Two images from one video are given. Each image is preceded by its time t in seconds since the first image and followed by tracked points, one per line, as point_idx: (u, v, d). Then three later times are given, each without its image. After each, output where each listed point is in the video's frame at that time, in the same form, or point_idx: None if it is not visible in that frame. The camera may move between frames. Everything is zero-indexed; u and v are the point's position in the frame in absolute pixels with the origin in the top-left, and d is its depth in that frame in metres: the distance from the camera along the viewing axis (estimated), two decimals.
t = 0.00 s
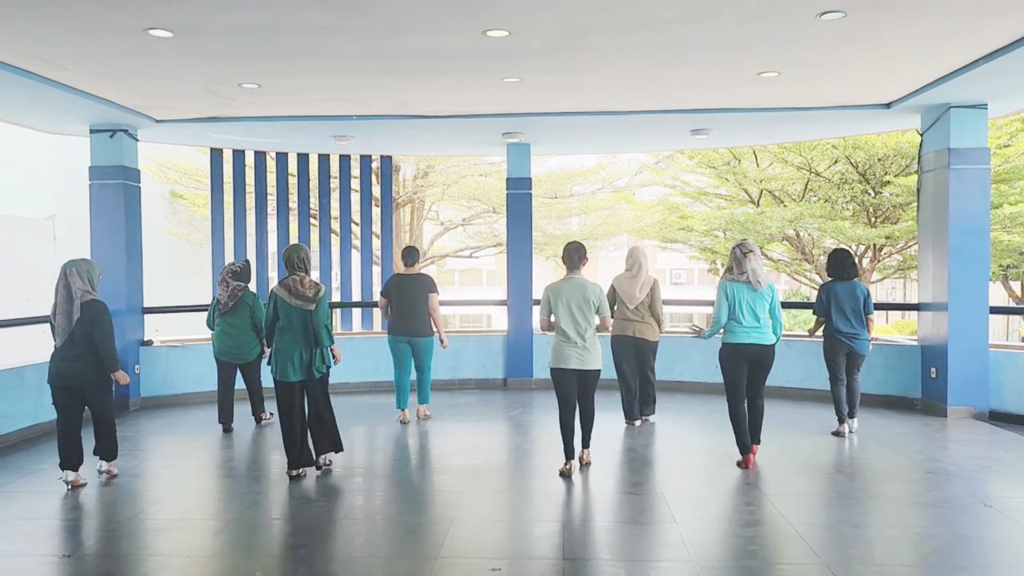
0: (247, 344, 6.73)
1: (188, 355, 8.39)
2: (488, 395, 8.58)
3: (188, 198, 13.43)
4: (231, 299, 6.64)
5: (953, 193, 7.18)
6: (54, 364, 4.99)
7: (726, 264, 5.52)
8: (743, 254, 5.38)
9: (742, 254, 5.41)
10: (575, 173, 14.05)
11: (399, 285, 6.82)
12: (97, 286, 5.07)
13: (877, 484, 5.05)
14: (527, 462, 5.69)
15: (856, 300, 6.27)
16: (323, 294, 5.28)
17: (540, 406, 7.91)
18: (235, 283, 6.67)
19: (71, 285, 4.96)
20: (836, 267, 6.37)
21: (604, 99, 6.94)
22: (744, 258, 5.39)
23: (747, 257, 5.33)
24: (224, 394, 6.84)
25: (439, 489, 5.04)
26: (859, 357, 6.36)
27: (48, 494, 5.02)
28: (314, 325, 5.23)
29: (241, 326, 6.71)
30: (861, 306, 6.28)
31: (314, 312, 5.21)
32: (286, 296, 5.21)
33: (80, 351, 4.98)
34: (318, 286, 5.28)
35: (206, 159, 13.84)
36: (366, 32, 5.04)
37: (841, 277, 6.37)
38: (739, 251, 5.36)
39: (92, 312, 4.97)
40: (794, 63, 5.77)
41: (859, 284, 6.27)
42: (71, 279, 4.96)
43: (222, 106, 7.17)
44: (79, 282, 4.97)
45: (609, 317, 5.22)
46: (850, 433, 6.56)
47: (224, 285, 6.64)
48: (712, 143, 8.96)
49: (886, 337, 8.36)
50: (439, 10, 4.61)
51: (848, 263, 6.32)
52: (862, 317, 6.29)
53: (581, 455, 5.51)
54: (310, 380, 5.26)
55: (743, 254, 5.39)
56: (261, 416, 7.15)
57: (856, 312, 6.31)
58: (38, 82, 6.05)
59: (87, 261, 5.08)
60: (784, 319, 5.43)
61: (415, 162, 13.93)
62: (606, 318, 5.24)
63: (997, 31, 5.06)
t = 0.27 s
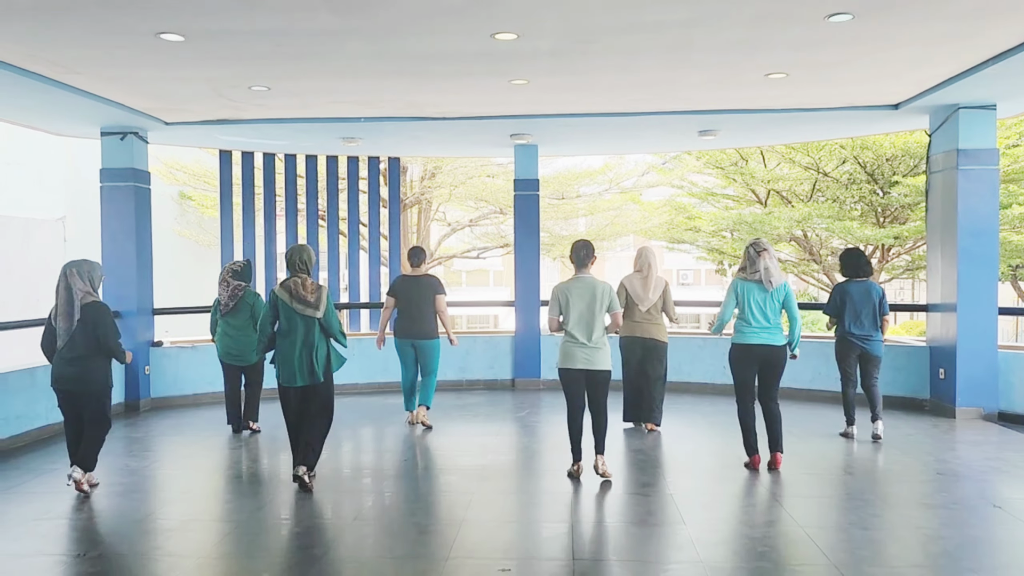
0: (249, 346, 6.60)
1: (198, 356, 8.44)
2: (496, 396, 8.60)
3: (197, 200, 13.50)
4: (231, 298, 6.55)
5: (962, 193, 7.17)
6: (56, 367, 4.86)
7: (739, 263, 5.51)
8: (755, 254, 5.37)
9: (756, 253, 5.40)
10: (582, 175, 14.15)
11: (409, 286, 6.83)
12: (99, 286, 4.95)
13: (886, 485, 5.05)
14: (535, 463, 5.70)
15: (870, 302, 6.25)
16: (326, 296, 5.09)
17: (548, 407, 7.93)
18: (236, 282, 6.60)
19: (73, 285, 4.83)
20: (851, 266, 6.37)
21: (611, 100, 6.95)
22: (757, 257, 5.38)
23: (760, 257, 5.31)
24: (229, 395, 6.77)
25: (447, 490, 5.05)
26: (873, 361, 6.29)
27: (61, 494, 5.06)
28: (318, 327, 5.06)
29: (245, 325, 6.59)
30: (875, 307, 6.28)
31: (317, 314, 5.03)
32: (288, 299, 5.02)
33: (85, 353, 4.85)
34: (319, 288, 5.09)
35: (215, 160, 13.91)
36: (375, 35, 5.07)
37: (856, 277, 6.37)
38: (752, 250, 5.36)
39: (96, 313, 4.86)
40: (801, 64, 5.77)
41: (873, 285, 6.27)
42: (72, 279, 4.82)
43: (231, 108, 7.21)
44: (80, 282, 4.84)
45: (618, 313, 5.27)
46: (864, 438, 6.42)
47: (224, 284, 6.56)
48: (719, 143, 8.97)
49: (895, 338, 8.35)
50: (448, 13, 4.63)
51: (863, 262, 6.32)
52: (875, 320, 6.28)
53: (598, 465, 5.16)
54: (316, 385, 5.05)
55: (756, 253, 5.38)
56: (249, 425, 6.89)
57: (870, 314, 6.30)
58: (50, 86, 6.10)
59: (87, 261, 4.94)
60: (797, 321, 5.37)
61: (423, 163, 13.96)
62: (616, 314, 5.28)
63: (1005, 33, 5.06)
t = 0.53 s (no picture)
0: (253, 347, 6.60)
1: (205, 355, 8.47)
2: (502, 395, 8.62)
3: (203, 199, 13.56)
4: (239, 296, 6.56)
5: (968, 192, 7.17)
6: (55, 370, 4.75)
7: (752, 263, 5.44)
8: (768, 254, 5.30)
9: (768, 254, 5.32)
10: (587, 173, 14.09)
11: (415, 286, 6.80)
12: (99, 288, 4.86)
13: (890, 484, 5.06)
14: (540, 461, 5.72)
15: (888, 303, 6.13)
16: (331, 298, 5.01)
17: (553, 406, 7.95)
18: (242, 281, 6.60)
19: (73, 286, 4.73)
20: (867, 266, 6.24)
21: (616, 100, 6.96)
22: (770, 258, 5.30)
23: (773, 258, 5.24)
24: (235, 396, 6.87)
25: (453, 489, 5.07)
26: (891, 363, 6.16)
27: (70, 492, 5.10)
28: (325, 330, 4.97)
29: (252, 322, 6.61)
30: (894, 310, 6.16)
31: (325, 316, 4.95)
32: (292, 301, 4.91)
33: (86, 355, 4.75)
34: (324, 289, 5.00)
35: (221, 160, 13.96)
36: (382, 37, 5.09)
37: (872, 278, 6.24)
38: (765, 251, 5.28)
39: (98, 314, 4.78)
40: (807, 64, 5.78)
41: (891, 288, 6.13)
42: (72, 280, 4.73)
43: (238, 109, 7.24)
44: (81, 283, 4.75)
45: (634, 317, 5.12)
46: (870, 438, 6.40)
47: (230, 284, 6.56)
48: (725, 143, 8.97)
49: (900, 337, 8.35)
50: (453, 14, 4.65)
51: (878, 263, 6.19)
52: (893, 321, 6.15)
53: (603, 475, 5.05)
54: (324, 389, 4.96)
55: (768, 253, 5.30)
56: (248, 428, 6.81)
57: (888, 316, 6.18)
58: (59, 86, 6.14)
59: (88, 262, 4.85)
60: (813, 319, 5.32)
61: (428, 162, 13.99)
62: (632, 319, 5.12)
63: (1011, 32, 5.06)
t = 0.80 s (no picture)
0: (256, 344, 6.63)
1: (210, 352, 8.51)
2: (506, 393, 8.64)
3: (208, 197, 13.59)
4: (239, 294, 6.56)
5: (973, 190, 7.15)
6: (53, 367, 4.78)
7: (761, 260, 5.36)
8: (777, 249, 5.21)
9: (778, 249, 5.24)
10: (591, 172, 14.11)
11: (420, 284, 6.82)
12: (96, 284, 4.84)
13: (894, 482, 5.06)
14: (544, 459, 5.74)
15: (896, 300, 6.12)
16: (331, 295, 4.99)
17: (557, 404, 7.96)
18: (245, 277, 6.62)
19: (69, 284, 4.72)
20: (874, 263, 6.23)
21: (620, 98, 6.96)
22: (779, 253, 5.22)
23: (781, 253, 5.16)
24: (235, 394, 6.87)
25: (457, 486, 5.09)
26: (898, 361, 6.12)
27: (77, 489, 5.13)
28: (324, 327, 4.97)
29: (253, 320, 6.62)
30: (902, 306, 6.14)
31: (324, 313, 4.94)
32: (292, 297, 4.92)
33: (82, 353, 4.75)
34: (325, 286, 4.99)
35: (226, 158, 14.00)
36: (386, 35, 5.10)
37: (881, 275, 6.23)
38: (774, 246, 5.20)
39: (94, 312, 4.76)
40: (811, 62, 5.77)
41: (899, 284, 6.12)
42: (68, 278, 4.72)
43: (243, 107, 7.26)
44: (77, 280, 4.74)
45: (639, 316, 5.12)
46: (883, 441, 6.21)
47: (233, 280, 6.57)
48: (729, 141, 8.96)
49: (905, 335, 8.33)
50: (458, 12, 4.66)
51: (884, 258, 6.17)
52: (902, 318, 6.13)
53: (609, 472, 5.04)
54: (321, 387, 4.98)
55: (778, 248, 5.22)
56: (254, 426, 6.86)
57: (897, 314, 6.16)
58: (64, 85, 6.16)
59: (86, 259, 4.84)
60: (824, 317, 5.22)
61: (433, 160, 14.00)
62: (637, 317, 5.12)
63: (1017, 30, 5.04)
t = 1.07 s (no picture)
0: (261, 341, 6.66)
1: (214, 349, 8.52)
2: (510, 389, 8.64)
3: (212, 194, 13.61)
4: (240, 291, 6.54)
5: (978, 187, 7.13)
6: (52, 364, 4.80)
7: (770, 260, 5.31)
8: (786, 251, 5.16)
9: (787, 250, 5.18)
10: (596, 169, 14.12)
11: (422, 281, 6.82)
12: (94, 281, 4.86)
13: (899, 479, 5.06)
14: (548, 455, 5.74)
15: (901, 297, 6.09)
16: (336, 294, 4.99)
17: (562, 401, 7.96)
18: (246, 275, 6.58)
19: (65, 281, 4.75)
20: (878, 262, 6.18)
21: (625, 95, 6.95)
22: (789, 254, 5.16)
23: (792, 254, 5.11)
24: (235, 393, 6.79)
25: (462, 482, 5.10)
26: (908, 359, 6.12)
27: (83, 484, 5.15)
28: (328, 326, 4.97)
29: (257, 318, 6.64)
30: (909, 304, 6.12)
31: (328, 312, 4.95)
32: (297, 295, 4.94)
33: (80, 349, 4.76)
34: (329, 285, 5.00)
35: (231, 155, 14.02)
36: (390, 31, 5.09)
37: (884, 273, 6.18)
38: (783, 247, 5.14)
39: (91, 308, 4.78)
40: (816, 58, 5.76)
41: (905, 281, 6.10)
42: (65, 275, 4.75)
43: (247, 104, 7.27)
44: (74, 277, 4.77)
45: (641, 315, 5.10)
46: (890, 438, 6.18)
47: (234, 276, 6.54)
48: (733, 137, 8.94)
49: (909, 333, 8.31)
50: (461, 8, 4.65)
51: (888, 256, 6.12)
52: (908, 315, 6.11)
53: (620, 467, 5.06)
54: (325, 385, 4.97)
55: (787, 249, 5.16)
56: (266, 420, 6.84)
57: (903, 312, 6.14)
58: (69, 81, 6.17)
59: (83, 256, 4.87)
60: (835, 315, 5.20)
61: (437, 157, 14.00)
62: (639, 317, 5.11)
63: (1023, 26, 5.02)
